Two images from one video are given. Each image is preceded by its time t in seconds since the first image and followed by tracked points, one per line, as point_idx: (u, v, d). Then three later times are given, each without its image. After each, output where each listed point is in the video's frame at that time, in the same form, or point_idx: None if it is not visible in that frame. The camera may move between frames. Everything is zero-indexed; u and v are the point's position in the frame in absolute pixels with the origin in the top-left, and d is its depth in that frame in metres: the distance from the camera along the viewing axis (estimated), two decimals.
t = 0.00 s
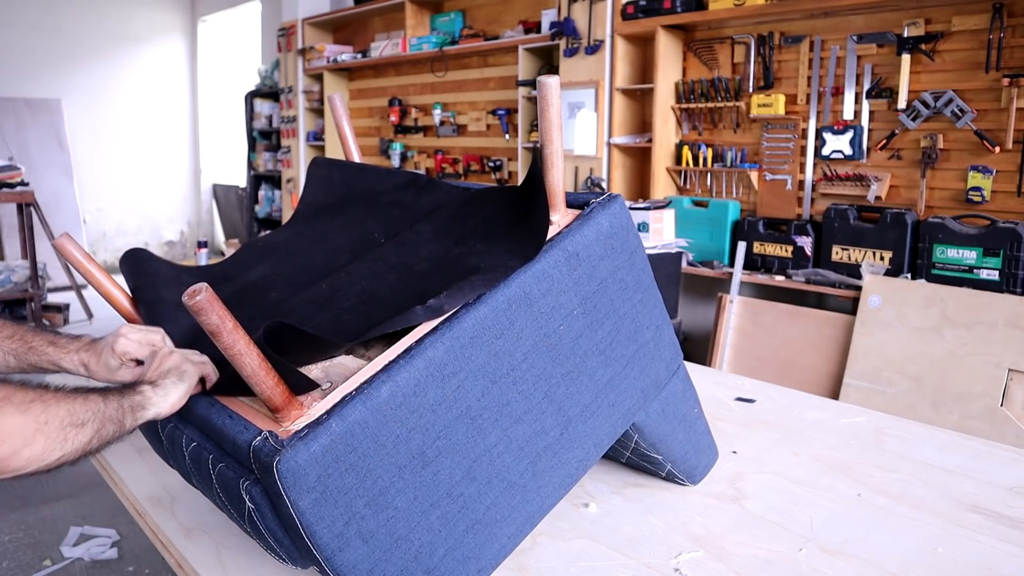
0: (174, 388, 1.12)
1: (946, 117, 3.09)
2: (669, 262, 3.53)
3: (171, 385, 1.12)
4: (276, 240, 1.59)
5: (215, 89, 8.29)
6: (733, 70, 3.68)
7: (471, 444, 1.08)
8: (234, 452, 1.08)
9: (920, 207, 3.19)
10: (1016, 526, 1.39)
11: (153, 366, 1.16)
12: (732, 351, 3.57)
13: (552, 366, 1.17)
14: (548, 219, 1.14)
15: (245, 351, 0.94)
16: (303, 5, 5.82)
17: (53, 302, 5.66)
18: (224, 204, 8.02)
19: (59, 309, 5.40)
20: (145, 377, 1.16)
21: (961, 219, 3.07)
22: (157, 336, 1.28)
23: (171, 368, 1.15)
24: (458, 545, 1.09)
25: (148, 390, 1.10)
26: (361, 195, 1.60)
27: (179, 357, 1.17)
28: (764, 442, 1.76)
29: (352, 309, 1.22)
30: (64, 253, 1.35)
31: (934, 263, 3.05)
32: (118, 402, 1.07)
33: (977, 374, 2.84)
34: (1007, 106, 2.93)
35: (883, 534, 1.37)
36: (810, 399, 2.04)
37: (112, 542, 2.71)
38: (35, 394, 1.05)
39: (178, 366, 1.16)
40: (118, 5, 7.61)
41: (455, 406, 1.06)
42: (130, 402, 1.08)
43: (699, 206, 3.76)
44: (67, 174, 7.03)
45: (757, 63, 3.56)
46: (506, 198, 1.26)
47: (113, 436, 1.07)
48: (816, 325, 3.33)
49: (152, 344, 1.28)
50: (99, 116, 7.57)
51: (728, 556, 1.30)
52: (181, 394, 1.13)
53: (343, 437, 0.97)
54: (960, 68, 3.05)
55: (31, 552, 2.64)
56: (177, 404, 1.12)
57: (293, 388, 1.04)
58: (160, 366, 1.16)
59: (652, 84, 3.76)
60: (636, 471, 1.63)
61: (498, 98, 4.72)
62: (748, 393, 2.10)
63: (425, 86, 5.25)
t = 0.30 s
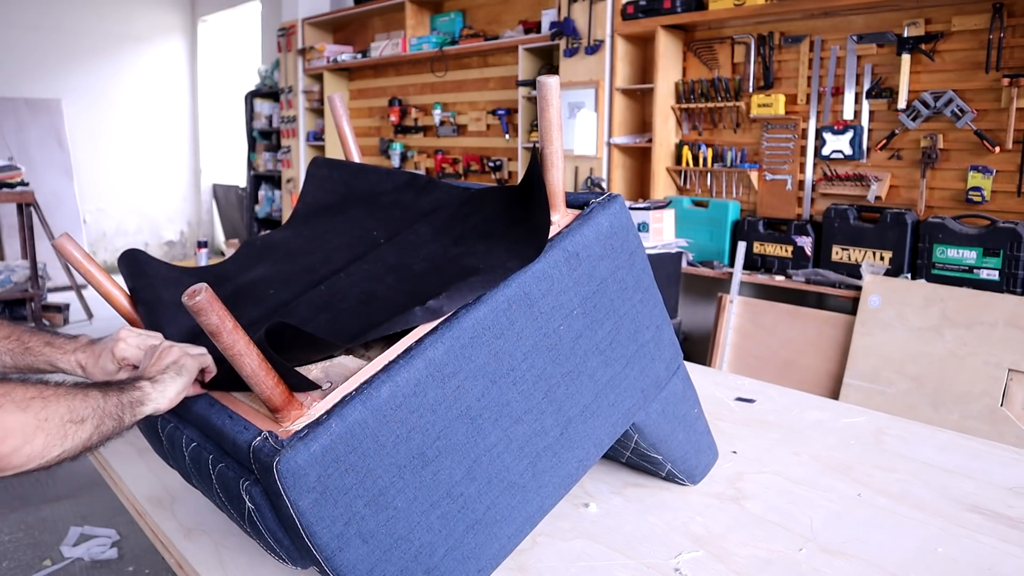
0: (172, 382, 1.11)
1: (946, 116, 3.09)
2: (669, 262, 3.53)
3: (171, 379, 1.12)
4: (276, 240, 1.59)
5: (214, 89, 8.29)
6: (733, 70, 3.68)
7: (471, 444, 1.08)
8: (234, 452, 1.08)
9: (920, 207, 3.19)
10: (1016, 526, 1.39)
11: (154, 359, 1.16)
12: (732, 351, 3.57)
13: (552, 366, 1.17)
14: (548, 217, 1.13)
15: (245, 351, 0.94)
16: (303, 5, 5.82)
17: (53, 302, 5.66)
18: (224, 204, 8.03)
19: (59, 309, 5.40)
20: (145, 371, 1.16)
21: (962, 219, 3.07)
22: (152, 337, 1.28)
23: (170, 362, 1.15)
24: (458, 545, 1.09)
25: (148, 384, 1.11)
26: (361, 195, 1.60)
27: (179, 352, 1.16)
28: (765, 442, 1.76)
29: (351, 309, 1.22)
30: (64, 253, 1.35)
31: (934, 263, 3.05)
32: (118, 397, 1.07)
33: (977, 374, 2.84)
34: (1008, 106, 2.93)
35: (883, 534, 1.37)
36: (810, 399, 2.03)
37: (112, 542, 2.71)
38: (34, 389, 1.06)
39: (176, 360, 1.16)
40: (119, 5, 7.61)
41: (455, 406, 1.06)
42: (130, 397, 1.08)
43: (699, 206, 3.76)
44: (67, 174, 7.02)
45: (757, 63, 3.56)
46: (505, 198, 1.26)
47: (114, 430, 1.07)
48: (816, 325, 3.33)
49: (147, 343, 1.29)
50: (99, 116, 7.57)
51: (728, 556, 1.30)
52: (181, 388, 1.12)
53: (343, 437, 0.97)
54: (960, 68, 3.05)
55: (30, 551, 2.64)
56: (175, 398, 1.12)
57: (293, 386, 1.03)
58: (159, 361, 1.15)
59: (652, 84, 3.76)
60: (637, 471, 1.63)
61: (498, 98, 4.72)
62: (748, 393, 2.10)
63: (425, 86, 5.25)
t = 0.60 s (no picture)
0: (168, 391, 1.12)
1: (946, 116, 3.09)
2: (669, 262, 3.53)
3: (167, 387, 1.12)
4: (276, 240, 1.59)
5: (215, 89, 8.29)
6: (733, 70, 3.68)
7: (471, 444, 1.08)
8: (234, 452, 1.08)
9: (920, 207, 3.19)
10: (1016, 526, 1.39)
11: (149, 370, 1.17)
12: (732, 351, 3.57)
13: (552, 366, 1.17)
14: (548, 217, 1.14)
15: (245, 351, 0.94)
16: (303, 5, 5.82)
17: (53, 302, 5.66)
18: (224, 204, 8.03)
19: (59, 309, 5.41)
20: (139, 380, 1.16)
21: (962, 219, 3.07)
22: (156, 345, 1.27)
23: (165, 371, 1.15)
24: (458, 545, 1.09)
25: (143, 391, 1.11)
26: (361, 196, 1.61)
27: (174, 362, 1.17)
28: (765, 442, 1.76)
29: (350, 307, 1.22)
30: (64, 252, 1.35)
31: (935, 263, 3.05)
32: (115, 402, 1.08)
33: (977, 373, 2.84)
34: (1008, 106, 2.93)
35: (883, 534, 1.37)
36: (811, 399, 2.03)
37: (112, 542, 2.71)
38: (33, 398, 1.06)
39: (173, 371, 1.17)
40: (119, 6, 7.61)
41: (455, 406, 1.06)
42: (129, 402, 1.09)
43: (699, 206, 3.76)
44: (67, 174, 7.02)
45: (757, 63, 3.56)
46: (505, 198, 1.27)
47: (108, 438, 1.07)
48: (816, 325, 3.33)
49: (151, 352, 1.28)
50: (99, 116, 7.57)
51: (728, 556, 1.30)
52: (176, 396, 1.12)
53: (343, 437, 0.97)
54: (960, 68, 3.05)
55: (30, 551, 2.64)
56: (170, 407, 1.12)
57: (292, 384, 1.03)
58: (153, 371, 1.16)
59: (652, 84, 3.76)
60: (637, 471, 1.63)
61: (498, 98, 4.72)
62: (748, 393, 2.10)
63: (425, 86, 5.25)
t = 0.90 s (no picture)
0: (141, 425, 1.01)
1: (946, 116, 3.09)
2: (669, 262, 3.53)
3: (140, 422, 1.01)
4: (274, 238, 1.59)
5: (215, 89, 8.29)
6: (733, 70, 3.68)
7: (471, 444, 1.08)
8: (234, 453, 1.08)
9: (921, 207, 3.19)
10: (1016, 526, 1.39)
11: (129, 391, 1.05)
12: (732, 351, 3.57)
13: (552, 366, 1.17)
14: (548, 219, 1.13)
15: (245, 352, 0.94)
16: (303, 5, 5.82)
17: (53, 302, 5.66)
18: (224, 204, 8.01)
19: (59, 309, 5.40)
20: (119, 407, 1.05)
21: (961, 219, 3.07)
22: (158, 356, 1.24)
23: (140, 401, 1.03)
24: (458, 545, 1.09)
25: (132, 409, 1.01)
26: (361, 195, 1.61)
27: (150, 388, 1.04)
28: (765, 442, 1.76)
29: (351, 308, 1.21)
30: (64, 252, 1.34)
31: (934, 263, 3.05)
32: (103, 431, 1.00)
33: (977, 373, 2.84)
34: (1007, 106, 2.93)
35: (884, 534, 1.37)
36: (810, 399, 2.04)
37: (111, 542, 2.71)
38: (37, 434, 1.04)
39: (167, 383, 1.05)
40: (119, 6, 7.62)
41: (456, 406, 1.06)
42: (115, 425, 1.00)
43: (699, 206, 3.76)
44: (67, 173, 7.03)
45: (757, 63, 3.56)
46: (504, 199, 1.26)
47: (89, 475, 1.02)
48: (816, 325, 3.33)
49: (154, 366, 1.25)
50: (99, 116, 7.57)
51: (728, 556, 1.30)
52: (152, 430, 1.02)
53: (343, 437, 0.96)
54: (960, 68, 3.05)
55: (31, 552, 2.64)
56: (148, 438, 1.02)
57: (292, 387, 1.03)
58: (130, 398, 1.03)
59: (652, 84, 3.76)
60: (637, 471, 1.63)
61: (498, 98, 4.72)
62: (748, 392, 2.10)
63: (425, 86, 5.25)
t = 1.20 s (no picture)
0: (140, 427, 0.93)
1: (946, 116, 3.09)
2: (669, 262, 3.53)
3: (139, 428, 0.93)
4: (274, 239, 1.58)
5: (215, 89, 8.29)
6: (733, 70, 3.68)
7: (471, 444, 1.08)
8: (234, 453, 1.08)
9: (921, 207, 3.19)
10: (1016, 526, 1.39)
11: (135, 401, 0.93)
12: (733, 351, 3.57)
13: (552, 367, 1.17)
14: (549, 219, 1.13)
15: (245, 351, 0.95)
16: (304, 5, 5.82)
17: (53, 302, 5.66)
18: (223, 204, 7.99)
19: (59, 309, 5.40)
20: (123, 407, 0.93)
21: (962, 219, 3.07)
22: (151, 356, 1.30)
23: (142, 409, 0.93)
24: (458, 545, 1.09)
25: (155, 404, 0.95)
26: (360, 195, 1.61)
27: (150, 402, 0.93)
28: (765, 442, 1.76)
29: (352, 310, 1.21)
30: (64, 252, 1.34)
31: (934, 263, 3.05)
32: (128, 436, 0.92)
33: (977, 373, 2.84)
34: (1008, 106, 2.93)
35: (884, 534, 1.37)
36: (810, 399, 2.04)
37: (111, 542, 2.70)
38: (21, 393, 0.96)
39: (186, 376, 0.92)
40: (118, 6, 7.62)
41: (456, 406, 1.06)
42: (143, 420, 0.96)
43: (699, 206, 3.76)
44: (67, 173, 7.03)
45: (757, 63, 3.56)
46: (504, 199, 1.26)
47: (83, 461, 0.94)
48: (816, 325, 3.33)
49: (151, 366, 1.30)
50: (99, 116, 7.57)
51: (728, 555, 1.30)
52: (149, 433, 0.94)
53: (343, 437, 0.96)
54: (960, 68, 3.05)
55: (30, 552, 2.63)
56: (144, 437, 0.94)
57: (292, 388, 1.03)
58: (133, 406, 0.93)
59: (652, 84, 3.76)
60: (636, 471, 1.63)
61: (498, 98, 4.72)
62: (748, 392, 2.10)
63: (425, 86, 5.25)
